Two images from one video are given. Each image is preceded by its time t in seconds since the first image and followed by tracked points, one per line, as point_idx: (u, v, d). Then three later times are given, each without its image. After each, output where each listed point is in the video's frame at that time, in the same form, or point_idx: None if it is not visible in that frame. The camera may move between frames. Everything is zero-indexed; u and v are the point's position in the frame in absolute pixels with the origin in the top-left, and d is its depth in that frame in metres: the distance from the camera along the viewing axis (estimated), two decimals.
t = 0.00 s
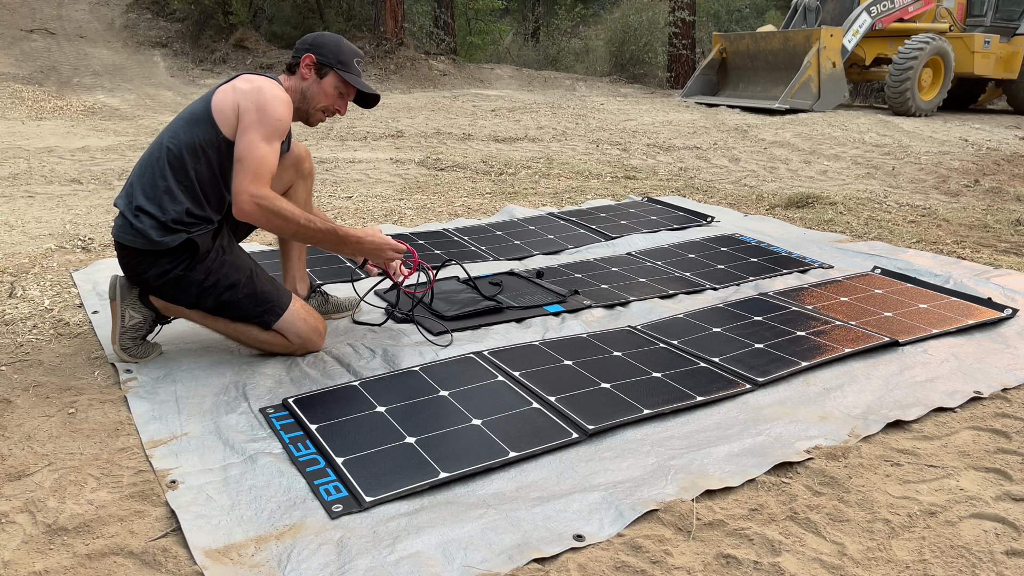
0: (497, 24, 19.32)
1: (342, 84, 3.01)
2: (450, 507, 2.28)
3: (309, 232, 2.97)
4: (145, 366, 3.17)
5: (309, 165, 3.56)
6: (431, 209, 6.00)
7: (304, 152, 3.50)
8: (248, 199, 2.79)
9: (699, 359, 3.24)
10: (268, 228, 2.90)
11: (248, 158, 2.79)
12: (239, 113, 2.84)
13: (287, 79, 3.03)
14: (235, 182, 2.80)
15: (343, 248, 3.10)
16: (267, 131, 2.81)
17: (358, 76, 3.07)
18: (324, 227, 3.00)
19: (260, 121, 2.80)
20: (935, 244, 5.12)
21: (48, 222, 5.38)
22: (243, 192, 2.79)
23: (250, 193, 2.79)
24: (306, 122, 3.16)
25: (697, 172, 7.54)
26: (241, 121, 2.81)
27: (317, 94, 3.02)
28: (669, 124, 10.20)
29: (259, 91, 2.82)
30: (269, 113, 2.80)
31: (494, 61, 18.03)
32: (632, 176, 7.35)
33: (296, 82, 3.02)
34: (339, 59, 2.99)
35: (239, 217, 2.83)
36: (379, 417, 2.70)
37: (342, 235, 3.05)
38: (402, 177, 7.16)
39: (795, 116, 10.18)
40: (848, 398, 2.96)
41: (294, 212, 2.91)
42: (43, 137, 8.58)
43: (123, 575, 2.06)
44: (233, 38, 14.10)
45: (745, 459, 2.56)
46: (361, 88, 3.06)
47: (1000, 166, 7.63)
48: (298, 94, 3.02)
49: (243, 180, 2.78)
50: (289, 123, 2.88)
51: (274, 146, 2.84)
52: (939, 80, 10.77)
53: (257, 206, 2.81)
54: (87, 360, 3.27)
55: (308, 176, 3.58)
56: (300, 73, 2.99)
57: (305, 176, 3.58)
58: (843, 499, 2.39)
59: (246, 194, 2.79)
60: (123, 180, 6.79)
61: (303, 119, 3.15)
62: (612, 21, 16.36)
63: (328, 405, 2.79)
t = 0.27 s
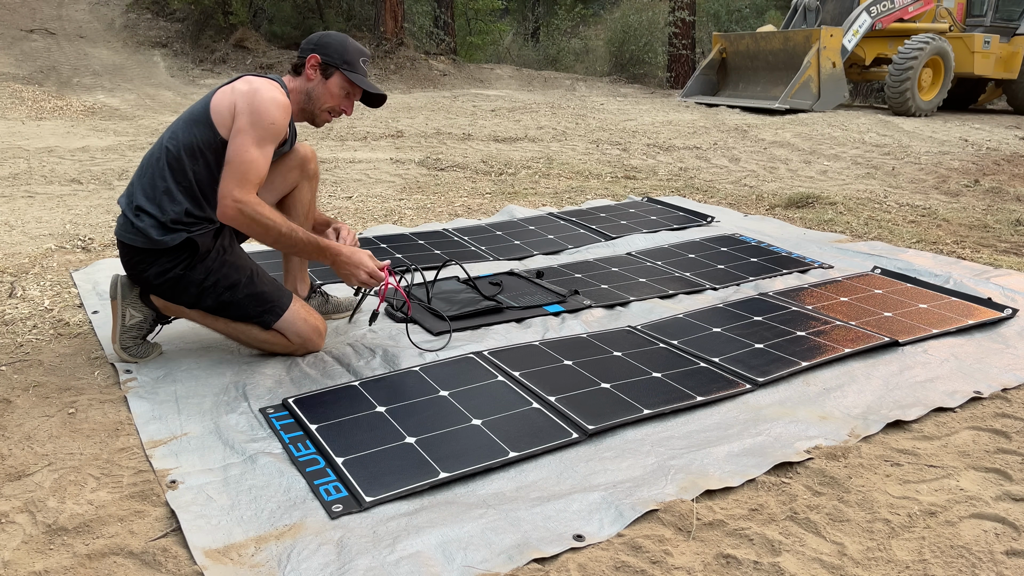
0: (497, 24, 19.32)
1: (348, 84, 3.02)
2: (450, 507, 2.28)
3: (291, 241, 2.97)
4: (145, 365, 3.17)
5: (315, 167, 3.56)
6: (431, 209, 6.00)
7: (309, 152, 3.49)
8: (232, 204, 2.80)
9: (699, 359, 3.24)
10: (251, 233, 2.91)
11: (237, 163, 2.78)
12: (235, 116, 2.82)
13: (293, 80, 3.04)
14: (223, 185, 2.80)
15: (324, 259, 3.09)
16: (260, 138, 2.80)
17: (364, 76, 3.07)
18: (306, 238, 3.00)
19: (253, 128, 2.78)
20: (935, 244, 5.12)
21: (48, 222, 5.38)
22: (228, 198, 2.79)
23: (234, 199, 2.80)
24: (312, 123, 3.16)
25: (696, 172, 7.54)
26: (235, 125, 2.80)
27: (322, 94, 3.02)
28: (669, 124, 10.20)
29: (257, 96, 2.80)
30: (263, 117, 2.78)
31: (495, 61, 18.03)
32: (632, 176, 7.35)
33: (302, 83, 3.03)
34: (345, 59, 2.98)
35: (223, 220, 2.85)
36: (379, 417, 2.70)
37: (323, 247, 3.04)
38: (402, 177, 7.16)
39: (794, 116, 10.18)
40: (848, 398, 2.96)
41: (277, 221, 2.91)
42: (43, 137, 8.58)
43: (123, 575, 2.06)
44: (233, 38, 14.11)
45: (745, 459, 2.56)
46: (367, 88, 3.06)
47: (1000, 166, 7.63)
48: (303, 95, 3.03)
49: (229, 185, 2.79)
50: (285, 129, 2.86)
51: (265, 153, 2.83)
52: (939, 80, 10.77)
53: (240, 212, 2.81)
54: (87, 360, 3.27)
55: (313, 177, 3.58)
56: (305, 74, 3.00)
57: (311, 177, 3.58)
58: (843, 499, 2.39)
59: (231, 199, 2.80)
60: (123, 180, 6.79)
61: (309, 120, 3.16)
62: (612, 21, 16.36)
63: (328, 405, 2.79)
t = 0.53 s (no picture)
0: (497, 24, 19.33)
1: (357, 84, 3.04)
2: (450, 507, 2.28)
3: (288, 253, 2.98)
4: (145, 365, 3.17)
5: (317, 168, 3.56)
6: (431, 209, 6.00)
7: (311, 153, 3.49)
8: (231, 214, 2.80)
9: (699, 359, 3.24)
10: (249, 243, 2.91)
11: (239, 173, 2.77)
12: (237, 123, 2.81)
13: (300, 88, 3.02)
14: (223, 194, 2.80)
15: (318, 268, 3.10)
16: (262, 148, 2.78)
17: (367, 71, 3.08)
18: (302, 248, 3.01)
19: (256, 137, 2.77)
20: (935, 244, 5.13)
21: (48, 222, 5.38)
22: (227, 207, 2.80)
23: (233, 209, 2.80)
24: (326, 126, 3.18)
25: (696, 172, 7.55)
26: (237, 132, 2.78)
27: (334, 98, 3.05)
28: (669, 124, 10.20)
29: (262, 103, 2.77)
30: (268, 127, 2.77)
31: (495, 61, 18.03)
32: (632, 176, 7.35)
33: (311, 90, 3.03)
34: (352, 61, 2.99)
35: (222, 227, 2.85)
36: (379, 417, 2.70)
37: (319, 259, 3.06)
38: (402, 177, 7.16)
39: (794, 116, 10.18)
40: (848, 398, 2.96)
41: (275, 232, 2.92)
42: (43, 137, 8.58)
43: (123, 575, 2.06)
44: (233, 38, 14.11)
45: (745, 459, 2.56)
46: (373, 84, 3.10)
47: (1000, 166, 7.63)
48: (314, 101, 3.05)
49: (229, 195, 2.78)
50: (288, 137, 2.85)
51: (267, 162, 2.82)
52: (938, 80, 10.77)
53: (239, 222, 2.82)
54: (87, 360, 3.27)
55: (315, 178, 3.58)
56: (315, 82, 3.00)
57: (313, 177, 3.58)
58: (843, 499, 2.39)
59: (231, 209, 2.80)
60: (124, 180, 6.79)
61: (322, 123, 3.18)
62: (612, 21, 16.36)
63: (328, 405, 2.79)
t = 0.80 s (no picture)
0: (497, 24, 19.33)
1: (359, 79, 3.07)
2: (450, 507, 2.28)
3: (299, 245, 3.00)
4: (145, 366, 3.17)
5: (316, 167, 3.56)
6: (431, 209, 6.00)
7: (311, 154, 3.49)
8: (241, 213, 2.79)
9: (699, 359, 3.24)
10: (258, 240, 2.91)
11: (245, 173, 2.76)
12: (241, 123, 2.81)
13: (302, 91, 3.02)
14: (230, 195, 2.79)
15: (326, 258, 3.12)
16: (268, 147, 2.78)
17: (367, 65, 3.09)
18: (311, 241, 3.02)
19: (261, 137, 2.77)
20: (935, 244, 5.12)
21: (48, 222, 5.38)
22: (236, 207, 2.79)
23: (242, 209, 2.79)
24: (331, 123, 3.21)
25: (696, 172, 7.55)
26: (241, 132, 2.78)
27: (338, 97, 3.07)
28: (669, 124, 10.20)
29: (265, 102, 2.78)
30: (271, 127, 2.76)
31: (495, 61, 18.03)
32: (632, 176, 7.35)
33: (314, 91, 3.04)
34: (352, 59, 3.00)
35: (230, 228, 2.84)
36: (379, 417, 2.70)
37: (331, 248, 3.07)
38: (403, 177, 7.16)
39: (794, 116, 10.18)
40: (848, 398, 2.96)
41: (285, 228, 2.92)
42: (44, 137, 8.58)
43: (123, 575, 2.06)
44: (233, 38, 14.11)
45: (745, 459, 2.56)
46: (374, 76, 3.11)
47: (1000, 166, 7.63)
48: (318, 101, 3.06)
49: (238, 195, 2.77)
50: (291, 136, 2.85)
51: (272, 161, 2.82)
52: (939, 80, 10.77)
53: (249, 221, 2.81)
54: (87, 360, 3.27)
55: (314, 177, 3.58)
56: (318, 83, 3.01)
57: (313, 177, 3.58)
58: (843, 499, 2.39)
59: (240, 209, 2.79)
60: (124, 180, 6.79)
61: (328, 120, 3.20)
62: (612, 21, 16.36)
63: (328, 405, 2.79)
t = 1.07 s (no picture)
0: (497, 24, 19.32)
1: (356, 75, 3.07)
2: (450, 507, 2.28)
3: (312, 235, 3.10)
4: (145, 366, 3.17)
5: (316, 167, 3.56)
6: (431, 209, 6.00)
7: (310, 153, 3.49)
8: (254, 219, 2.89)
9: (699, 359, 3.24)
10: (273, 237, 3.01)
11: (253, 179, 2.82)
12: (240, 127, 2.83)
13: (299, 91, 3.02)
14: (241, 202, 2.86)
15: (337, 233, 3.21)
16: (270, 150, 2.83)
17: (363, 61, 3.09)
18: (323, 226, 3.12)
19: (262, 141, 2.81)
20: (935, 244, 5.12)
21: (48, 222, 5.38)
22: (249, 214, 2.87)
23: (256, 214, 2.88)
24: (331, 122, 3.21)
25: (696, 172, 7.54)
26: (242, 138, 2.82)
27: (336, 94, 3.07)
28: (669, 124, 10.20)
29: (262, 104, 2.80)
30: (272, 129, 2.80)
31: (495, 61, 18.03)
32: (632, 176, 7.35)
33: (311, 89, 3.03)
34: (348, 55, 3.00)
35: (246, 234, 2.94)
36: (379, 417, 2.70)
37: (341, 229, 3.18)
38: (403, 177, 7.16)
39: (795, 116, 10.18)
40: (848, 398, 2.96)
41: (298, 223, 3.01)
42: (43, 137, 8.58)
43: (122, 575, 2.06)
44: (233, 38, 14.10)
45: (745, 459, 2.56)
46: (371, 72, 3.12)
47: (1000, 166, 7.62)
48: (316, 100, 3.06)
49: (248, 202, 2.85)
50: (291, 134, 2.89)
51: (276, 162, 2.87)
52: (939, 80, 10.77)
53: (262, 224, 2.91)
54: (87, 360, 3.27)
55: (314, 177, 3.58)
56: (316, 81, 3.00)
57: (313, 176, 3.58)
58: (843, 499, 2.39)
59: (253, 214, 2.88)
60: (124, 180, 6.79)
61: (325, 117, 3.20)
62: (612, 21, 16.36)
63: (328, 405, 2.79)
